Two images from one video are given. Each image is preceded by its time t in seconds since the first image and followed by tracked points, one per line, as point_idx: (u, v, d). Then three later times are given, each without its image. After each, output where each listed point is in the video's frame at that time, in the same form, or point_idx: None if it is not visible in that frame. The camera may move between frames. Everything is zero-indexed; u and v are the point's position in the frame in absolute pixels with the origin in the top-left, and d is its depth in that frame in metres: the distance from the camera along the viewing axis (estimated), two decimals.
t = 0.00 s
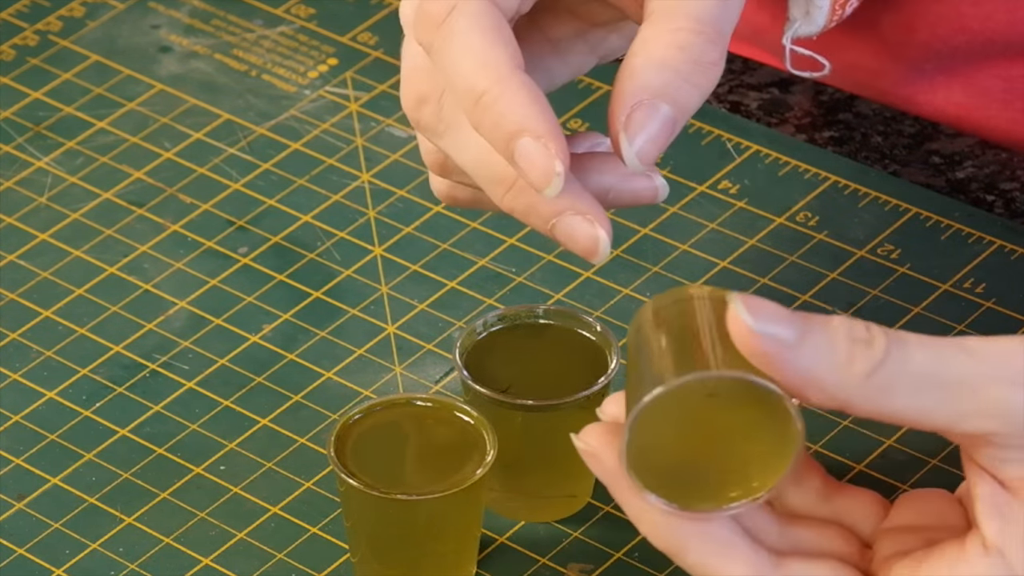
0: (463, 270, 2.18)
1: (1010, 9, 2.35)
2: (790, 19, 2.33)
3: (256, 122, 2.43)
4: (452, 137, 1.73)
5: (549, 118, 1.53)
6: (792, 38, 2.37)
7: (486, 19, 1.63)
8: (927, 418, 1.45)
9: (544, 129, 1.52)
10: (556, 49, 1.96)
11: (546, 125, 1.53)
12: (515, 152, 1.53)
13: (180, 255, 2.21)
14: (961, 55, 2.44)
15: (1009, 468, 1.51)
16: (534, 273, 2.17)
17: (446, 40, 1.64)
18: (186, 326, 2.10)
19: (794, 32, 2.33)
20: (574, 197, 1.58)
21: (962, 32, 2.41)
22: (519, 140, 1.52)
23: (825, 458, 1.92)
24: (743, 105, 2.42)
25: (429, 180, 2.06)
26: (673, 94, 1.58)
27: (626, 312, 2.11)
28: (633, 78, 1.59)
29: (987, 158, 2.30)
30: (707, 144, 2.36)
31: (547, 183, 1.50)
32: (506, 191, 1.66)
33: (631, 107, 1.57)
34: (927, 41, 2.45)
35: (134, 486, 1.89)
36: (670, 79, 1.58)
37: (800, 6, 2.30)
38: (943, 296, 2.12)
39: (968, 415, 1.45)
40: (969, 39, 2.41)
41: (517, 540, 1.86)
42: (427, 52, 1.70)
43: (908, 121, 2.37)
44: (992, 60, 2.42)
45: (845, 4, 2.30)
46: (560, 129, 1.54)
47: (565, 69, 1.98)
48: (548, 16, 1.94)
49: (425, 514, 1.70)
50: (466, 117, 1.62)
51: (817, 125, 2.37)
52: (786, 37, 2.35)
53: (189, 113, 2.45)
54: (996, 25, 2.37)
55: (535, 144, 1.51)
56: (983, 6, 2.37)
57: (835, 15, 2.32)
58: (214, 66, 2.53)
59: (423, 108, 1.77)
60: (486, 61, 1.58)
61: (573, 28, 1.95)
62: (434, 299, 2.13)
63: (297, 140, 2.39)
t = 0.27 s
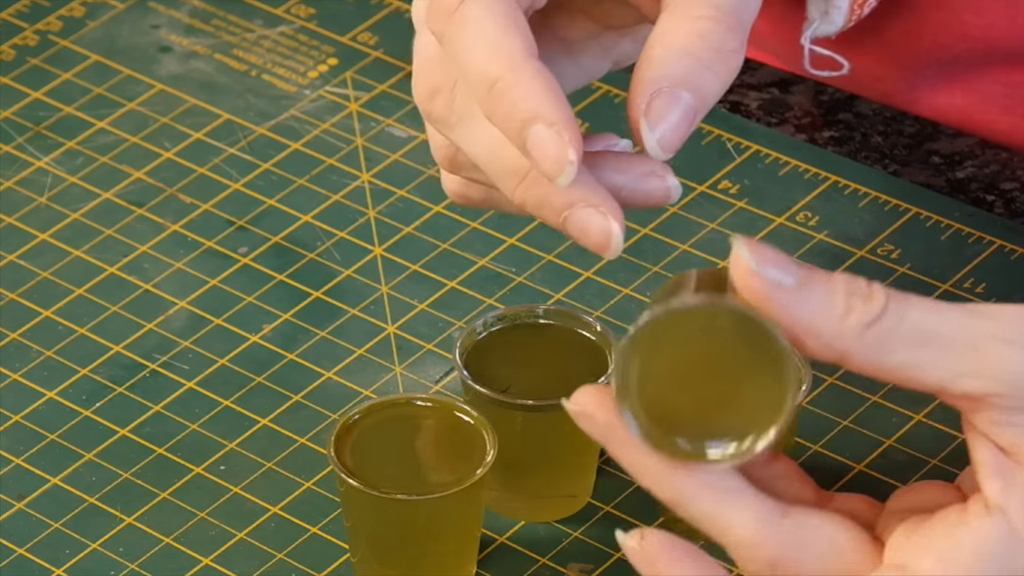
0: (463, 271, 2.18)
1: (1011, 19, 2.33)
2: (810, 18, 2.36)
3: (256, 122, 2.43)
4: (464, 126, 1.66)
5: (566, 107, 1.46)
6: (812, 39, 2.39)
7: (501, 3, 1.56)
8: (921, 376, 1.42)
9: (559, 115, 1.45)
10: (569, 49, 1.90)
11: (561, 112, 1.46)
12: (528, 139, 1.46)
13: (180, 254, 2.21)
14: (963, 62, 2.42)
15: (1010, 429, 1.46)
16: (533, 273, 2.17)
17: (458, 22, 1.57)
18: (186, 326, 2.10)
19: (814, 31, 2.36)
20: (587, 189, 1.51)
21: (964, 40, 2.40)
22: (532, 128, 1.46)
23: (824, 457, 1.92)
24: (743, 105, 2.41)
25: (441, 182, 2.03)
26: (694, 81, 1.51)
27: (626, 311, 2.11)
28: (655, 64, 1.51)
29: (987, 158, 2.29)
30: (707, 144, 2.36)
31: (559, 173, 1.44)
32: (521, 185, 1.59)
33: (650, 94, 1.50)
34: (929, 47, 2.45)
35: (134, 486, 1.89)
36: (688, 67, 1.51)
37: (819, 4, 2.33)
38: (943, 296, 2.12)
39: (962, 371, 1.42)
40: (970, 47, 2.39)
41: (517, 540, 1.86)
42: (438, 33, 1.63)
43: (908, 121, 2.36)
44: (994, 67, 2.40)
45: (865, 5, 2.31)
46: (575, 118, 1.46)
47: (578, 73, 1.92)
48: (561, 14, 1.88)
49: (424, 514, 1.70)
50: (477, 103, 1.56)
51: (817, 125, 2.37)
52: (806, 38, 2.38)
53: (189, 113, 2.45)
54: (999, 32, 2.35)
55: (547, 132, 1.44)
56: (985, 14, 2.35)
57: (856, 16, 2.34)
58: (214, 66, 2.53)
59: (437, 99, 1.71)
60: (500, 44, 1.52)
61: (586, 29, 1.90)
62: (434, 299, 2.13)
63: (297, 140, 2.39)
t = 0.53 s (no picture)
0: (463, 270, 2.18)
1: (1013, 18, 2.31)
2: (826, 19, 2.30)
3: (256, 122, 2.43)
4: (407, 195, 1.70)
5: (496, 176, 1.53)
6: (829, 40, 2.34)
7: (461, 62, 1.64)
8: (864, 274, 1.48)
9: (485, 181, 1.52)
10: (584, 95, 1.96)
11: (487, 179, 1.52)
12: (457, 197, 1.53)
13: (180, 254, 2.21)
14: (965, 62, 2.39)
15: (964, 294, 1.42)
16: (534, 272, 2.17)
17: (411, 81, 1.65)
18: (186, 326, 2.10)
19: (830, 31, 2.30)
20: (522, 264, 1.54)
21: (967, 39, 2.37)
22: (459, 189, 1.52)
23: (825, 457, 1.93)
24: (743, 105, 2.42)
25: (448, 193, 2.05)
26: (782, 104, 1.55)
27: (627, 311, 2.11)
28: (756, 108, 1.54)
29: (987, 158, 2.31)
30: (707, 144, 2.36)
31: (476, 238, 1.51)
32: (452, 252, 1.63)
33: (767, 138, 1.51)
34: (931, 48, 2.42)
35: (134, 486, 1.89)
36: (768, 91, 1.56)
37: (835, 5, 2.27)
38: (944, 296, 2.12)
39: (903, 256, 1.46)
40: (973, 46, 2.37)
41: (517, 540, 1.86)
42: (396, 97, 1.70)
43: (908, 120, 2.38)
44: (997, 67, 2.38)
45: (880, 5, 2.26)
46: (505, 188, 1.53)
47: (587, 111, 1.97)
48: (571, 64, 1.93)
49: (424, 514, 1.70)
50: (421, 160, 1.63)
51: (817, 125, 2.37)
52: (823, 40, 2.32)
53: (189, 113, 2.45)
54: (1001, 32, 2.33)
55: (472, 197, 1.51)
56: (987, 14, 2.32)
57: (870, 15, 2.28)
58: (214, 66, 2.53)
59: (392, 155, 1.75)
60: (446, 104, 1.59)
61: (596, 74, 1.95)
62: (434, 299, 2.13)
63: (297, 140, 2.39)
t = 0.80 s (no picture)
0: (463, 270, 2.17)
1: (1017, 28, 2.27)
2: (825, 31, 2.29)
3: (256, 122, 2.43)
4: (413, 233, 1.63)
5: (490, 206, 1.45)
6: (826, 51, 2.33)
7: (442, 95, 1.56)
8: (862, 244, 1.43)
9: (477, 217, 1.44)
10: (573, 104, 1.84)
11: (479, 216, 1.44)
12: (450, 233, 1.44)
13: (180, 254, 2.21)
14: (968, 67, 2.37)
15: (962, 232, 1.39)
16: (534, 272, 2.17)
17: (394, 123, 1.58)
18: (186, 326, 2.10)
19: (829, 44, 2.29)
20: (530, 281, 1.48)
21: (969, 46, 2.34)
22: (451, 223, 1.44)
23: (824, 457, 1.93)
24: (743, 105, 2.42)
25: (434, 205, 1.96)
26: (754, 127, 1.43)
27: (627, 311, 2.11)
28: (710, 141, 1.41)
29: (987, 158, 2.30)
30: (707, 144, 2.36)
31: (470, 269, 1.43)
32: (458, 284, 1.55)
33: (715, 165, 1.40)
34: (935, 55, 2.38)
35: (134, 486, 1.90)
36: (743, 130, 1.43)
37: (833, 18, 2.26)
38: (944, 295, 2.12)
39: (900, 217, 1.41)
40: (975, 53, 2.34)
41: (516, 540, 1.85)
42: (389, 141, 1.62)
43: (908, 120, 2.37)
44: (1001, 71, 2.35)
45: (879, 17, 2.24)
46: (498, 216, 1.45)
47: (587, 124, 1.86)
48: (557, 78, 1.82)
49: (424, 514, 1.70)
50: (410, 192, 1.55)
51: (818, 125, 2.37)
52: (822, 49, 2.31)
53: (189, 112, 2.45)
54: (1005, 40, 2.29)
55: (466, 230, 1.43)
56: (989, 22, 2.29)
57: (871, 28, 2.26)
58: (214, 66, 2.53)
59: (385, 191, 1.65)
60: (433, 138, 1.51)
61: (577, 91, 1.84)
62: (434, 299, 2.13)
63: (297, 140, 2.39)
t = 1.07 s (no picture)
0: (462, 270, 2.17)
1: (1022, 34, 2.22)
2: (865, 51, 2.25)
3: (256, 122, 2.43)
4: (388, 271, 1.72)
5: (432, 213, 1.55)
6: (869, 71, 2.29)
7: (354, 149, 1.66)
8: (920, 211, 1.56)
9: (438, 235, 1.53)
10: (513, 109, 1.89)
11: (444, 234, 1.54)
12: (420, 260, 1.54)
13: (180, 254, 2.21)
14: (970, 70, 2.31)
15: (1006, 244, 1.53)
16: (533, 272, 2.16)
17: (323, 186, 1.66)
18: (186, 326, 2.10)
19: (870, 64, 2.25)
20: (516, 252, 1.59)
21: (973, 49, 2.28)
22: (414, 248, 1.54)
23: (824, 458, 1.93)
24: (743, 104, 2.42)
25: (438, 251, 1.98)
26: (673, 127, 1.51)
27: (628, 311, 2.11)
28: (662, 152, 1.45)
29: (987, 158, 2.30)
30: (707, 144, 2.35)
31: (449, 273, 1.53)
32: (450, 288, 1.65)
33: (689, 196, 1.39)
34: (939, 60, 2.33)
35: (134, 486, 1.89)
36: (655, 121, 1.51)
37: (875, 37, 2.22)
38: (943, 295, 2.12)
39: (961, 196, 1.55)
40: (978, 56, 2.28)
41: (517, 540, 1.85)
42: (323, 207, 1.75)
43: (908, 120, 2.37)
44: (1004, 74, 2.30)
45: (921, 34, 2.20)
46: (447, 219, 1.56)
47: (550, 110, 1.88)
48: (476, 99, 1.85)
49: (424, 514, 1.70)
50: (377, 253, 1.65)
51: (817, 125, 2.37)
52: (863, 70, 2.27)
53: (189, 112, 2.45)
54: (1010, 44, 2.24)
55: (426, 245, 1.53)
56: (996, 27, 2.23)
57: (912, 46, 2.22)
58: (214, 66, 2.53)
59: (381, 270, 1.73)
60: (357, 195, 1.61)
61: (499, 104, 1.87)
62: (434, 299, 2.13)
63: (297, 140, 2.39)
